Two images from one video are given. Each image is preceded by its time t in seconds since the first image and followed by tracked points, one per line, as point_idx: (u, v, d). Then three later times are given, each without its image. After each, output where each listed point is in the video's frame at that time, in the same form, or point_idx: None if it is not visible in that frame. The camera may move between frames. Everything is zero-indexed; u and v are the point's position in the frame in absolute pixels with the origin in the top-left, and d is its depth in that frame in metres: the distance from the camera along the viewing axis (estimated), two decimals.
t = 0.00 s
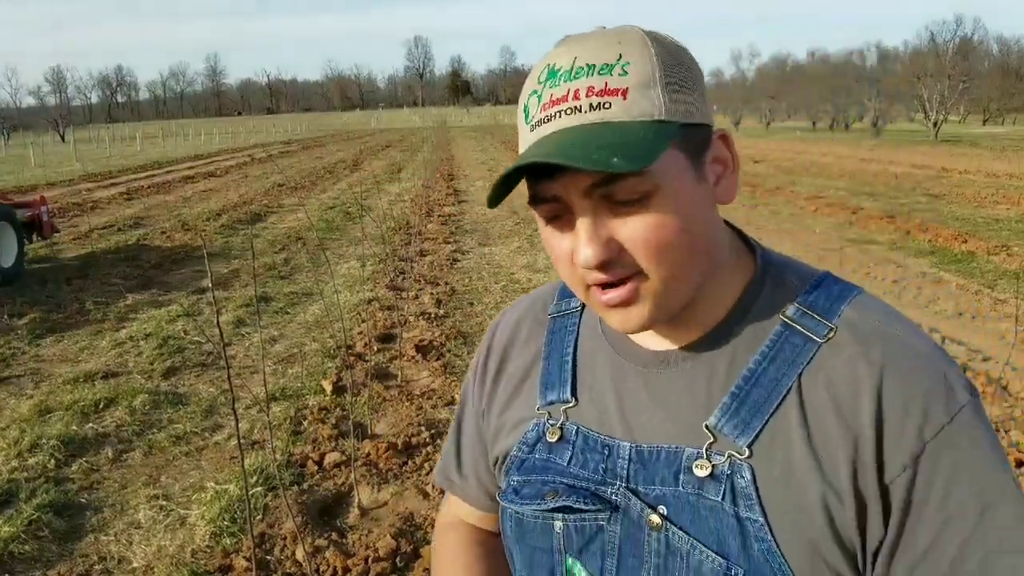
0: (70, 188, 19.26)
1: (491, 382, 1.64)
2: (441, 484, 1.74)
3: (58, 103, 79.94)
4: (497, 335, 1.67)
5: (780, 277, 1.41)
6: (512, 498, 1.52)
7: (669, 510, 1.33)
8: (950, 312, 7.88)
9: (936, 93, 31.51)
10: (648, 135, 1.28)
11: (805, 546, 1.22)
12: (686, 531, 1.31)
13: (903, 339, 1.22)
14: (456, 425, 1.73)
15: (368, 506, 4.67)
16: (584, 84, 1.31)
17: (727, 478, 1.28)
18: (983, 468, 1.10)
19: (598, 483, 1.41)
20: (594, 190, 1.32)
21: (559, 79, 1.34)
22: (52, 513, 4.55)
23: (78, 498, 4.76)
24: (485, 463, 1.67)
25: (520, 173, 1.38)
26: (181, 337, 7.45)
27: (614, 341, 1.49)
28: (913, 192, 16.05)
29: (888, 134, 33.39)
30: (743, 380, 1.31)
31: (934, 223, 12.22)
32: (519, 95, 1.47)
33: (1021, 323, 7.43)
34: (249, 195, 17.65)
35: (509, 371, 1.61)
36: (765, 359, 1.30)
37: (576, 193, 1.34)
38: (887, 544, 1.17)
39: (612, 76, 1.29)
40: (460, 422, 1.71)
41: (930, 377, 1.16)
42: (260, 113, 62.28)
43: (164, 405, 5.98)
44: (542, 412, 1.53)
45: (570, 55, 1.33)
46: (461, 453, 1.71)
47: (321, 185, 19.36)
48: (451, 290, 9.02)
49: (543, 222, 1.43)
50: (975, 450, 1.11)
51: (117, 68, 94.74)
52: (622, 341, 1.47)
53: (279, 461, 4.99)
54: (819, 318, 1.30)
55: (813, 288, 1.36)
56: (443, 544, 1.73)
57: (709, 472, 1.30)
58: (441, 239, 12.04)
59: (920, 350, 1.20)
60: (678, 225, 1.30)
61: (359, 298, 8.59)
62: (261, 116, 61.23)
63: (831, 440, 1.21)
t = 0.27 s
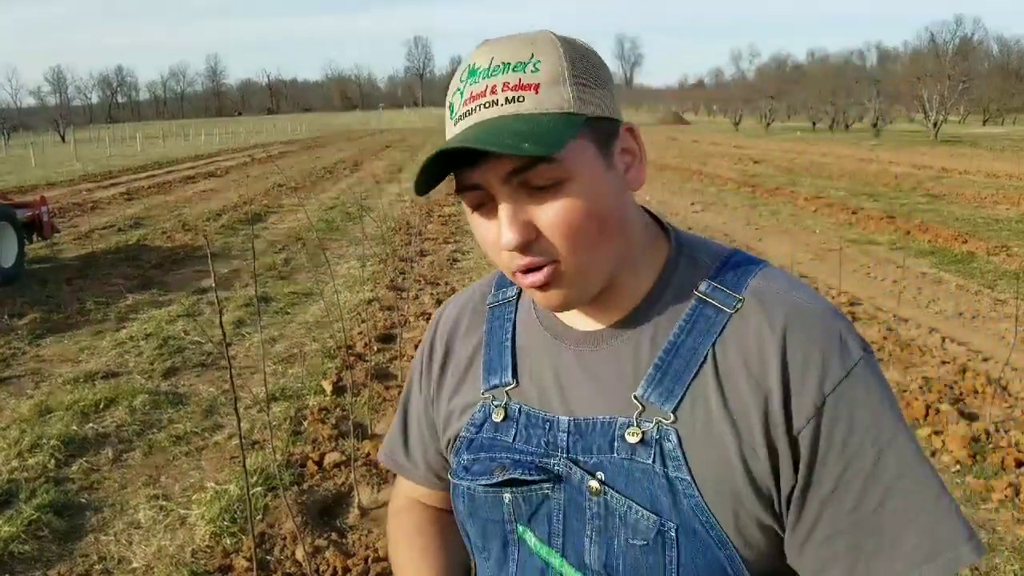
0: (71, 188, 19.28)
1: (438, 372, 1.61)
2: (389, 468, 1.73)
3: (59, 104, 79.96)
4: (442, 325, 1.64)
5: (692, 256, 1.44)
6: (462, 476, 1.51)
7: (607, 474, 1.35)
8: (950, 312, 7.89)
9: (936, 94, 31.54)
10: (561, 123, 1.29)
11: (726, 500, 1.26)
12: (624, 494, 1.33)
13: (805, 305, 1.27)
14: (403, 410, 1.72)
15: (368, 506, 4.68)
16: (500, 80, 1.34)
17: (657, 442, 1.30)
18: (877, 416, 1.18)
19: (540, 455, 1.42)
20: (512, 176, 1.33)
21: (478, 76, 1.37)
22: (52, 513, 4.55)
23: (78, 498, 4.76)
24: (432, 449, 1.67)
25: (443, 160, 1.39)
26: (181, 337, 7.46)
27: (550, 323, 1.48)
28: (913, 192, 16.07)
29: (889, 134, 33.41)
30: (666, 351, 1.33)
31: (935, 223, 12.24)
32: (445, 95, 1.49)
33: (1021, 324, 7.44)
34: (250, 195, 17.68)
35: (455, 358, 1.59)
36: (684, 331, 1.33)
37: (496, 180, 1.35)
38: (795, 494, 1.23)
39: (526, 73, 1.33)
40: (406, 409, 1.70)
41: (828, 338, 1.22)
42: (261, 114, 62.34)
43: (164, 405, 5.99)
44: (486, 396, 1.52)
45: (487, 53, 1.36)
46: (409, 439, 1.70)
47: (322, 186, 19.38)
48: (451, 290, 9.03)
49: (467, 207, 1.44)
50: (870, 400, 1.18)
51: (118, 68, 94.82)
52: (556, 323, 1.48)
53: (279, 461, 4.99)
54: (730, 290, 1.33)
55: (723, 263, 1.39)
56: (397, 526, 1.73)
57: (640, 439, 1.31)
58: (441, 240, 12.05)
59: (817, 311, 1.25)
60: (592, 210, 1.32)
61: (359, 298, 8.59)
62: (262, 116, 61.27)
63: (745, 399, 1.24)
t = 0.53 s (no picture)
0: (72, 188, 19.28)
1: (408, 370, 1.62)
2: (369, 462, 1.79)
3: (59, 104, 79.94)
4: (408, 322, 1.64)
5: (640, 243, 1.47)
6: (440, 465, 1.54)
7: (574, 454, 1.38)
8: (950, 313, 7.89)
9: (936, 94, 31.56)
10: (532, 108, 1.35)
11: (683, 470, 1.30)
12: (591, 471, 1.37)
13: (744, 281, 1.31)
14: (378, 404, 1.76)
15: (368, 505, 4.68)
16: (472, 74, 1.39)
17: (618, 422, 1.33)
18: (815, 383, 1.21)
19: (509, 439, 1.45)
20: (489, 161, 1.38)
21: (449, 72, 1.41)
22: (53, 513, 4.56)
23: (78, 498, 4.77)
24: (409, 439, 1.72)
25: (418, 149, 1.42)
26: (181, 337, 7.47)
27: (510, 316, 1.50)
28: (913, 192, 16.09)
29: (889, 134, 33.42)
30: (620, 337, 1.35)
31: (934, 223, 12.25)
32: (413, 94, 1.51)
33: (1020, 324, 7.45)
34: (250, 195, 17.69)
35: (423, 356, 1.61)
36: (636, 316, 1.36)
37: (473, 166, 1.40)
38: (746, 461, 1.26)
39: (495, 68, 1.37)
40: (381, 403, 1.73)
41: (767, 311, 1.26)
42: (261, 114, 62.36)
43: (164, 405, 6.00)
44: (454, 388, 1.53)
45: (458, 51, 1.41)
46: (386, 432, 1.74)
47: (322, 186, 19.39)
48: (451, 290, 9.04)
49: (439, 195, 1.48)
50: (810, 368, 1.22)
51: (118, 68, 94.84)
52: (515, 314, 1.49)
53: (279, 461, 5.00)
54: (678, 277, 1.36)
55: (668, 250, 1.43)
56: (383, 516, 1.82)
57: (602, 420, 1.34)
58: (441, 240, 12.06)
59: (755, 288, 1.29)
60: (560, 193, 1.39)
61: (359, 298, 8.60)
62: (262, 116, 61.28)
63: (694, 375, 1.27)
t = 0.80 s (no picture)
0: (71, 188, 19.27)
1: (403, 362, 1.63)
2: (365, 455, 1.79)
3: (59, 104, 79.91)
4: (404, 315, 1.65)
5: (620, 237, 1.48)
6: (431, 454, 1.54)
7: (556, 440, 1.39)
8: (950, 312, 7.88)
9: (936, 94, 31.52)
10: (552, 91, 1.43)
11: (659, 455, 1.30)
12: (571, 457, 1.37)
13: (716, 269, 1.32)
14: (375, 398, 1.76)
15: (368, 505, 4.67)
16: (491, 57, 1.42)
17: (596, 409, 1.34)
18: (786, 365, 1.21)
19: (494, 427, 1.45)
20: (510, 137, 1.44)
21: (469, 55, 1.44)
22: (52, 513, 4.55)
23: (78, 498, 4.76)
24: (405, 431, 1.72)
25: (444, 119, 1.44)
26: (181, 337, 7.46)
27: (496, 308, 1.50)
28: (914, 192, 16.06)
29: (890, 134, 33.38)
30: (599, 327, 1.36)
31: (935, 223, 12.23)
32: (421, 79, 1.53)
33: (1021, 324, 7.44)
34: (250, 194, 17.67)
35: (416, 347, 1.61)
36: (615, 307, 1.36)
37: (497, 141, 1.44)
38: (719, 443, 1.26)
39: (513, 54, 1.42)
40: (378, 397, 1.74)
41: (736, 298, 1.27)
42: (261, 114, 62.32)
43: (164, 405, 5.99)
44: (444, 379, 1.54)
45: (479, 38, 1.45)
46: (383, 425, 1.74)
47: (322, 186, 19.38)
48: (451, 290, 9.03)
49: (451, 173, 1.51)
50: (781, 351, 1.22)
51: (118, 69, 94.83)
52: (502, 306, 1.49)
53: (279, 461, 4.99)
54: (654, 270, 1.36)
55: (647, 243, 1.43)
56: (378, 507, 1.83)
57: (581, 407, 1.35)
58: (441, 240, 12.05)
59: (727, 277, 1.30)
60: (571, 174, 1.46)
61: (359, 298, 8.59)
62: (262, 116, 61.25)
63: (668, 361, 1.28)
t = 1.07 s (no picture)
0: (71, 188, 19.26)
1: (407, 359, 1.64)
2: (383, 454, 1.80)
3: (59, 104, 79.90)
4: (408, 316, 1.66)
5: (613, 234, 1.47)
6: (430, 445, 1.55)
7: (548, 432, 1.38)
8: (950, 312, 7.88)
9: (936, 94, 31.49)
10: (554, 89, 1.45)
11: (647, 448, 1.30)
12: (562, 447, 1.37)
13: (707, 264, 1.31)
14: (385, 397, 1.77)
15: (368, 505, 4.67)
16: (495, 57, 1.42)
17: (586, 401, 1.33)
18: (773, 360, 1.20)
19: (489, 419, 1.45)
20: (517, 135, 1.44)
21: (472, 56, 1.44)
22: (52, 513, 4.55)
23: (78, 498, 4.76)
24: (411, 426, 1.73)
25: (453, 118, 1.43)
26: (181, 337, 7.45)
27: (495, 302, 1.51)
28: (913, 192, 16.05)
29: (890, 134, 33.36)
30: (591, 322, 1.35)
31: (935, 223, 12.22)
32: (421, 81, 1.52)
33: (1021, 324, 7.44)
34: (250, 194, 17.66)
35: (420, 345, 1.62)
36: (606, 303, 1.36)
37: (504, 138, 1.44)
38: (706, 436, 1.24)
39: (514, 55, 1.43)
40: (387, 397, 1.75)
41: (725, 293, 1.25)
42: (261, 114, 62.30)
43: (163, 405, 5.98)
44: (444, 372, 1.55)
45: (482, 38, 1.45)
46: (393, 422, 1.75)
47: (322, 186, 19.36)
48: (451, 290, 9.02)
49: (456, 171, 1.51)
50: (768, 345, 1.21)
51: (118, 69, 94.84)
52: (500, 301, 1.50)
53: (279, 460, 4.99)
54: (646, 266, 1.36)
55: (641, 240, 1.43)
56: (381, 509, 1.83)
57: (571, 399, 1.34)
58: (441, 240, 12.04)
59: (716, 272, 1.29)
60: (574, 171, 1.47)
61: (359, 298, 8.59)
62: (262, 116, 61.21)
63: (656, 356, 1.27)
